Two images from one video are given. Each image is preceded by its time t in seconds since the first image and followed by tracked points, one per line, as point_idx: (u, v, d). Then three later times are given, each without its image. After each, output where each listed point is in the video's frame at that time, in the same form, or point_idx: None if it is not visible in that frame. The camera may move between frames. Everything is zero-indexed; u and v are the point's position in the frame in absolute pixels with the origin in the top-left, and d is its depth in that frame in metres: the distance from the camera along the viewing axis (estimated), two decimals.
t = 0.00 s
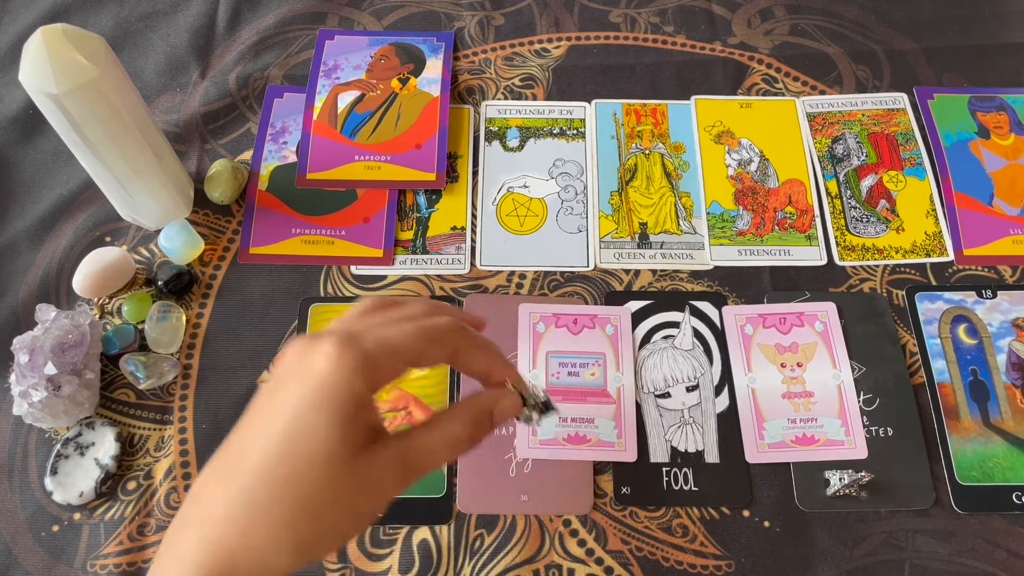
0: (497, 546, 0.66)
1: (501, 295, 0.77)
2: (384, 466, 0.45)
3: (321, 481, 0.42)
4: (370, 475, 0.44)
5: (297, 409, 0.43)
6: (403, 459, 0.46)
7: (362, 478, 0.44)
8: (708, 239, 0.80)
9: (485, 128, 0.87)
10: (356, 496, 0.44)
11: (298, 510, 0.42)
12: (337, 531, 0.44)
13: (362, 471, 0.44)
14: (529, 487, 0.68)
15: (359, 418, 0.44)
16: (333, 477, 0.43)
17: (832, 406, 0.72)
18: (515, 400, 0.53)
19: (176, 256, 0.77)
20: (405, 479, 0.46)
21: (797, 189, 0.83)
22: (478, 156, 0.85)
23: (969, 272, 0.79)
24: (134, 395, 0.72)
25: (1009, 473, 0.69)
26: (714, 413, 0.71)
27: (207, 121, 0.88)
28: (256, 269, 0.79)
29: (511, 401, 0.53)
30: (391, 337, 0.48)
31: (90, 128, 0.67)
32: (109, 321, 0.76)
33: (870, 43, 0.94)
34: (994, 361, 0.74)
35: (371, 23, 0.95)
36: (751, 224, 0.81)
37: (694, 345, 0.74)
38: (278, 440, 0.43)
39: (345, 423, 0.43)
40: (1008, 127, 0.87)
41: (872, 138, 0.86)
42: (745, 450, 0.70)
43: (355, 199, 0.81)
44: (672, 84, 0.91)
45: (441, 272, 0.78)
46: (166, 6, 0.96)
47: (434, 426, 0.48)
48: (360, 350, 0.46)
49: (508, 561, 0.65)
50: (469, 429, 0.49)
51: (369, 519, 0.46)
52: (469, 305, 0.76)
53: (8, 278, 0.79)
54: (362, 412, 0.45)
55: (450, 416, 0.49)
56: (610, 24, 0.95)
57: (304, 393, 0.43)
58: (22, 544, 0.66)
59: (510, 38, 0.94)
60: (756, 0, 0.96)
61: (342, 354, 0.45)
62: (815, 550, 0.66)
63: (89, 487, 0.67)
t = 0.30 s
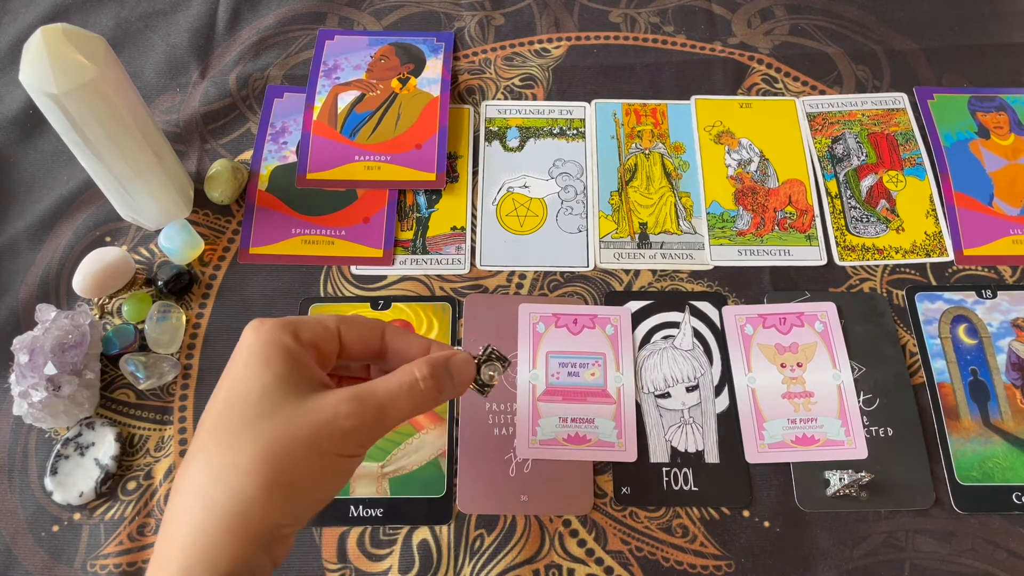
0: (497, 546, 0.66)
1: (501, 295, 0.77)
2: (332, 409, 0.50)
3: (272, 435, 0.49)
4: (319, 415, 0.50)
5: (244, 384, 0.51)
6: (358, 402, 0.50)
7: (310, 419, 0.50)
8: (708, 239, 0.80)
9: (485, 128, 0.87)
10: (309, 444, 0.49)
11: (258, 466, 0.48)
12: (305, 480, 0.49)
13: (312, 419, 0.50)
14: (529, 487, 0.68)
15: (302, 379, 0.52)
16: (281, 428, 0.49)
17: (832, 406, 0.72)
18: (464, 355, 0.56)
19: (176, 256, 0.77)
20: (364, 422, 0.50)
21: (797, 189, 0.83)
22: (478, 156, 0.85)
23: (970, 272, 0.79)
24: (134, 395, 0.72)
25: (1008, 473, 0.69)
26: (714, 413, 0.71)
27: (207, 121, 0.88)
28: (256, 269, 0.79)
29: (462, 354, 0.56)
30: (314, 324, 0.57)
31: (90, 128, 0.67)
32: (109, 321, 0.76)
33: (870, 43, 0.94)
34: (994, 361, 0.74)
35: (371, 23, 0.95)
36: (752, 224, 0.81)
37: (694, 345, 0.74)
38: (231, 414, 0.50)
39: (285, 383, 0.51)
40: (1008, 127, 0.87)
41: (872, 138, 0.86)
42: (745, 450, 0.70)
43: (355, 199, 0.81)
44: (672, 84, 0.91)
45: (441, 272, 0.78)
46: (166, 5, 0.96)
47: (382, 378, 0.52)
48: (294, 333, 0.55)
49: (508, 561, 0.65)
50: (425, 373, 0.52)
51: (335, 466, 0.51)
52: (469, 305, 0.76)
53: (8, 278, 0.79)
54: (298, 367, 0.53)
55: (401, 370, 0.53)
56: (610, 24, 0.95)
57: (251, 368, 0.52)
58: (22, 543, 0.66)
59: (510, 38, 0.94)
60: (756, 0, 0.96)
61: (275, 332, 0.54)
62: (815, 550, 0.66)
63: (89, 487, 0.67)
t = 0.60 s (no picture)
0: (497, 546, 0.66)
1: (500, 295, 0.77)
2: (338, 410, 0.50)
3: (277, 436, 0.49)
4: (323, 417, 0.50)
5: (248, 386, 0.51)
6: (363, 404, 0.50)
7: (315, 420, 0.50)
8: (708, 239, 0.80)
9: (485, 128, 0.87)
10: (313, 445, 0.49)
11: (262, 468, 0.48)
12: (308, 483, 0.50)
13: (317, 420, 0.50)
14: (529, 487, 0.68)
15: (308, 378, 0.53)
16: (286, 430, 0.49)
17: (832, 406, 0.72)
18: (476, 358, 0.55)
19: (176, 256, 0.77)
20: (369, 424, 0.50)
21: (797, 189, 0.83)
22: (478, 156, 0.85)
23: (970, 272, 0.79)
24: (134, 395, 0.72)
25: (1009, 473, 0.69)
26: (714, 413, 0.71)
27: (207, 121, 0.88)
28: (256, 269, 0.79)
29: (471, 358, 0.55)
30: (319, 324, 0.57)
31: (90, 127, 0.67)
32: (109, 321, 0.76)
33: (870, 43, 0.94)
34: (994, 361, 0.74)
35: (371, 23, 0.95)
36: (752, 224, 0.81)
37: (694, 345, 0.74)
38: (233, 417, 0.50)
39: (290, 383, 0.52)
40: (1008, 127, 0.87)
41: (872, 138, 0.86)
42: (745, 450, 0.70)
43: (355, 199, 0.81)
44: (672, 84, 0.91)
45: (441, 272, 0.78)
46: (166, 5, 0.96)
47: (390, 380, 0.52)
48: (299, 334, 0.55)
49: (509, 560, 0.65)
50: (432, 378, 0.52)
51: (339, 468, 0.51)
52: (469, 305, 0.76)
53: (8, 278, 0.79)
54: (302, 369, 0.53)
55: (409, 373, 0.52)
56: (610, 24, 0.95)
57: (256, 369, 0.52)
58: (22, 543, 0.66)
59: (510, 38, 0.94)
60: None
61: (282, 333, 0.54)
62: (815, 550, 0.66)
63: (89, 487, 0.67)
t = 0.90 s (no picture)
0: (497, 546, 0.66)
1: (501, 295, 0.77)
2: (289, 402, 0.49)
3: (228, 438, 0.49)
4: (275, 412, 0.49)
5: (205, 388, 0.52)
6: (314, 395, 0.49)
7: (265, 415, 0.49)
8: (708, 239, 0.80)
9: (485, 128, 0.87)
10: (264, 446, 0.49)
11: (210, 469, 0.48)
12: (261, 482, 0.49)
13: (266, 417, 0.49)
14: (529, 487, 0.68)
15: (263, 374, 0.52)
16: (233, 427, 0.49)
17: (832, 406, 0.72)
18: (453, 331, 0.53)
19: (176, 256, 0.77)
20: (323, 414, 0.49)
21: (797, 189, 0.83)
22: (478, 156, 0.85)
23: (970, 272, 0.79)
24: (134, 395, 0.72)
25: (1009, 473, 0.69)
26: (714, 413, 0.71)
27: (207, 121, 0.88)
28: (256, 269, 0.79)
29: (448, 334, 0.53)
30: (282, 319, 0.57)
31: (90, 127, 0.67)
32: (108, 321, 0.76)
33: (870, 43, 0.94)
34: (994, 361, 0.74)
35: (371, 23, 0.95)
36: (752, 224, 0.81)
37: (694, 345, 0.74)
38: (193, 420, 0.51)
39: (243, 382, 0.51)
40: (1008, 127, 0.87)
41: (872, 138, 0.86)
42: (745, 450, 0.70)
43: (355, 199, 0.81)
44: (672, 84, 0.91)
45: (441, 272, 0.78)
46: (166, 5, 0.96)
47: (351, 365, 0.50)
48: (257, 330, 0.55)
49: (508, 560, 0.65)
50: (395, 353, 0.49)
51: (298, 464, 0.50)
52: (469, 305, 0.76)
53: (8, 278, 0.79)
54: (261, 363, 0.53)
55: (374, 353, 0.50)
56: (611, 24, 0.95)
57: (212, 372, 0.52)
58: (22, 543, 0.66)
59: (510, 38, 0.94)
60: None
61: (240, 331, 0.54)
62: (815, 550, 0.66)
63: (89, 487, 0.67)
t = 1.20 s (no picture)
0: (497, 546, 0.66)
1: (501, 295, 0.77)
2: (289, 403, 0.49)
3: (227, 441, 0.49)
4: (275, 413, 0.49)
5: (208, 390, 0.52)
6: (315, 394, 0.48)
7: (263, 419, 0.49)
8: (708, 239, 0.80)
9: (485, 128, 0.87)
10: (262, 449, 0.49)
11: (210, 470, 0.48)
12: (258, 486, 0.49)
13: (266, 418, 0.49)
14: (530, 487, 0.68)
15: (264, 375, 0.52)
16: (233, 428, 0.49)
17: (832, 406, 0.72)
18: (455, 332, 0.53)
19: (176, 256, 0.77)
20: (324, 413, 0.48)
21: (797, 189, 0.83)
22: (478, 156, 0.85)
23: (970, 272, 0.79)
24: (134, 395, 0.72)
25: (1008, 473, 0.69)
26: (714, 413, 0.71)
27: (207, 121, 0.88)
28: (256, 269, 0.79)
29: (450, 334, 0.53)
30: (284, 321, 0.57)
31: (90, 127, 0.67)
32: (109, 321, 0.76)
33: (870, 43, 0.94)
34: (994, 361, 0.74)
35: (371, 23, 0.95)
36: (752, 224, 0.81)
37: (694, 345, 0.74)
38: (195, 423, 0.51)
39: (244, 383, 0.51)
40: (1008, 127, 0.87)
41: (872, 138, 0.86)
42: (745, 450, 0.70)
43: (355, 199, 0.81)
44: (672, 84, 0.91)
45: (441, 272, 0.78)
46: (166, 5, 0.96)
47: (352, 364, 0.49)
48: (259, 333, 0.55)
49: (509, 560, 0.65)
50: (396, 352, 0.49)
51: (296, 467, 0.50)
52: (470, 305, 0.76)
53: (8, 278, 0.79)
54: (262, 365, 0.53)
55: (375, 353, 0.49)
56: (610, 24, 0.95)
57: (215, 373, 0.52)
58: (22, 543, 0.66)
59: (510, 38, 0.94)
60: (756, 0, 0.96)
61: (242, 333, 0.54)
62: (815, 551, 0.66)
63: (89, 487, 0.67)
